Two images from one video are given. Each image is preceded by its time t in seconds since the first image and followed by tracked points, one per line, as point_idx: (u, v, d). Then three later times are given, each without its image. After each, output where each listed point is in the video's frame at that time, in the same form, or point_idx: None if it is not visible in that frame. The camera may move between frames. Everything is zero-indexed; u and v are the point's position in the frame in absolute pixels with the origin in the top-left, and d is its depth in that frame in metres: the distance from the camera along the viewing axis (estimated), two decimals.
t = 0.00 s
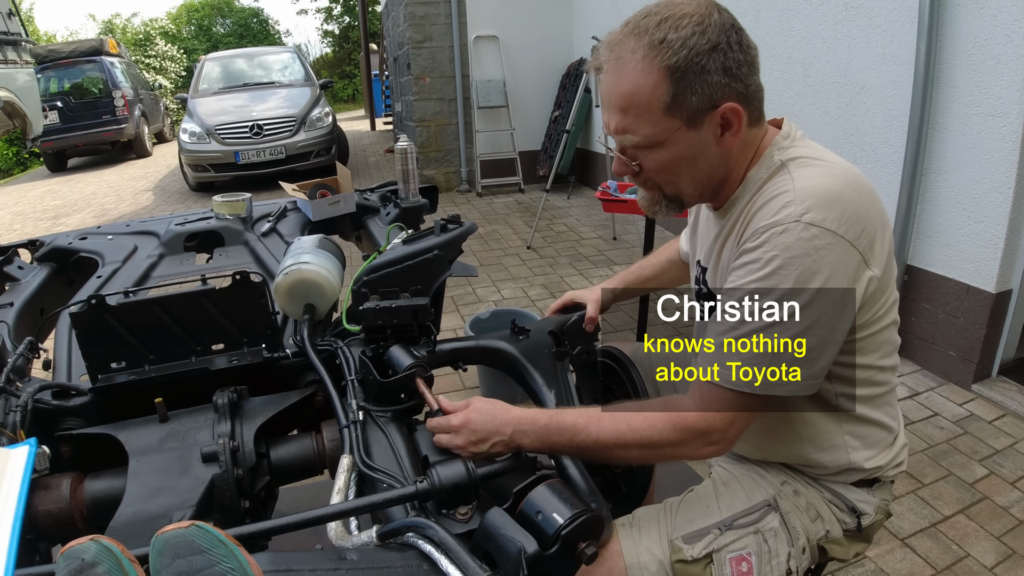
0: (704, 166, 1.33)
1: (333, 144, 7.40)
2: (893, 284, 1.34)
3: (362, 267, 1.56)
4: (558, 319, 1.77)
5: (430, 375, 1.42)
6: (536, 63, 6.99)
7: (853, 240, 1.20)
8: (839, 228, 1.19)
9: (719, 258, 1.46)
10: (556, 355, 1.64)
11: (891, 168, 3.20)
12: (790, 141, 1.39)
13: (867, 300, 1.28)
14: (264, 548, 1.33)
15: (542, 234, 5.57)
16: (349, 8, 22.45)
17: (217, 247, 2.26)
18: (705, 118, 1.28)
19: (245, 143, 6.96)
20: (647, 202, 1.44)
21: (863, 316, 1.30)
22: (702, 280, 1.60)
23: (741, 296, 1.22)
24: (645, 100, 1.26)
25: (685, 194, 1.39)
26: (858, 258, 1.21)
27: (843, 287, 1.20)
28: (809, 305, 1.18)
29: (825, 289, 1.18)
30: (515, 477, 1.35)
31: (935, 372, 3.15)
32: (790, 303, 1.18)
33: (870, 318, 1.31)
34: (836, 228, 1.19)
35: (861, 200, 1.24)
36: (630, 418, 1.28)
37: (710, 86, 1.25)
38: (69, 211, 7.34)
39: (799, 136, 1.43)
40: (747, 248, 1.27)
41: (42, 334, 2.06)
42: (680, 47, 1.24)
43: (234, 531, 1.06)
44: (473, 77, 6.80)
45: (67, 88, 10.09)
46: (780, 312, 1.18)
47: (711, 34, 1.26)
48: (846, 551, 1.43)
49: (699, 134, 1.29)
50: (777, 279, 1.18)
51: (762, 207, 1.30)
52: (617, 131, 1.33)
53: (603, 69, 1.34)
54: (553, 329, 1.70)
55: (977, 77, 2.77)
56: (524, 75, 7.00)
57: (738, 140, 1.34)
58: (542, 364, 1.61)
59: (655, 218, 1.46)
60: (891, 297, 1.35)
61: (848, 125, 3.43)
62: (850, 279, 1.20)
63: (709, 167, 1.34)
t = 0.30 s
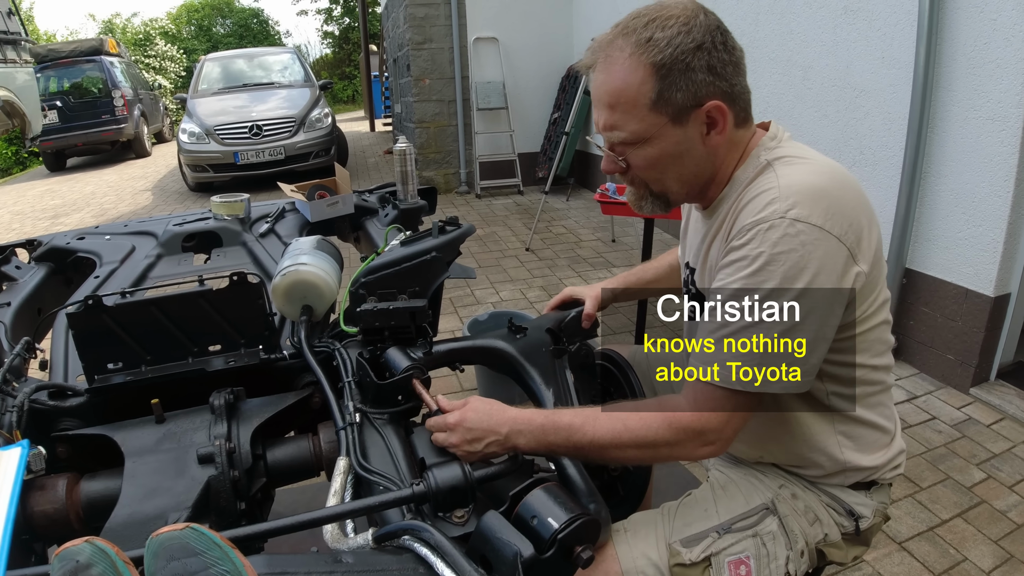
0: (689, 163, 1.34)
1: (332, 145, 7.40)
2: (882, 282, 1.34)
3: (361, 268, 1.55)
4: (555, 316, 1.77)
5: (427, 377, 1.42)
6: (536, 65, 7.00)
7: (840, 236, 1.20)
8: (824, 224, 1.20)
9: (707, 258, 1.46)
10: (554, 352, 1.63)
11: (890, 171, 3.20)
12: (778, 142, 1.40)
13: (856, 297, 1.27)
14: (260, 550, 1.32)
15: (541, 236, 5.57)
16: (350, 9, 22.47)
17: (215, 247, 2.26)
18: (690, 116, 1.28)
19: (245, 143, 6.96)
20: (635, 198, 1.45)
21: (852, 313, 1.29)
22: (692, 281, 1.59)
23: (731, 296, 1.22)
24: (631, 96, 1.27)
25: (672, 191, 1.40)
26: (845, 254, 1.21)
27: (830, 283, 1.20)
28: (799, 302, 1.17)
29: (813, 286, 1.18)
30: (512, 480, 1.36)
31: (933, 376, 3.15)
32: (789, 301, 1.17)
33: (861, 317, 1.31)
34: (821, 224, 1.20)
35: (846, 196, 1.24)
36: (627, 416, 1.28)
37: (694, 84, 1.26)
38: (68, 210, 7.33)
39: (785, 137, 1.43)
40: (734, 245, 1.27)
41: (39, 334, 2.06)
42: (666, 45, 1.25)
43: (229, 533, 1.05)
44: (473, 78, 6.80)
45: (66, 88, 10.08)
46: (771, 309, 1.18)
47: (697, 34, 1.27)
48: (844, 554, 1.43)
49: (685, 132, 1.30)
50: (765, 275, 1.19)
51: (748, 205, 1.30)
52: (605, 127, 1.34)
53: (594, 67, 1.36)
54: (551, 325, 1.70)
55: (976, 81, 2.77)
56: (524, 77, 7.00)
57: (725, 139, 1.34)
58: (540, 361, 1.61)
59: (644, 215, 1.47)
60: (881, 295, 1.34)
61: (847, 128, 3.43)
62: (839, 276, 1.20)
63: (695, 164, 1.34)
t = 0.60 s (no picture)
0: (676, 161, 1.35)
1: (330, 147, 7.40)
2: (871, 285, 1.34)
3: (357, 272, 1.56)
4: (551, 316, 1.78)
5: (424, 380, 1.43)
6: (534, 68, 7.01)
7: (822, 235, 1.21)
8: (806, 221, 1.21)
9: (697, 258, 1.48)
10: (551, 353, 1.65)
11: (887, 175, 3.21)
12: (765, 145, 1.41)
13: (840, 296, 1.28)
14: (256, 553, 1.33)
15: (538, 239, 5.58)
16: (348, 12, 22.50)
17: (212, 250, 2.25)
18: (675, 114, 1.30)
19: (242, 144, 6.96)
20: (626, 198, 1.46)
21: (836, 313, 1.30)
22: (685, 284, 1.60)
23: (714, 293, 1.23)
24: (618, 95, 1.28)
25: (660, 189, 1.40)
26: (829, 252, 1.22)
27: (813, 281, 1.20)
28: (779, 298, 1.18)
29: (794, 282, 1.19)
30: (509, 483, 1.37)
31: (929, 379, 3.16)
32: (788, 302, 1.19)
33: (846, 318, 1.32)
34: (803, 222, 1.21)
35: (830, 196, 1.25)
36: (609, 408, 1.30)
37: (678, 83, 1.27)
38: (65, 212, 7.32)
39: (773, 140, 1.45)
40: (719, 243, 1.28)
41: (35, 336, 2.06)
42: (651, 47, 1.27)
43: (226, 536, 1.05)
44: (471, 81, 6.81)
45: (64, 88, 10.06)
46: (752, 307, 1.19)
47: (680, 36, 1.30)
48: (837, 556, 1.43)
49: (671, 130, 1.31)
50: (746, 271, 1.20)
51: (734, 203, 1.31)
52: (594, 127, 1.35)
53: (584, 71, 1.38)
54: (547, 326, 1.71)
55: (973, 85, 2.79)
56: (522, 80, 7.02)
57: (711, 138, 1.35)
58: (536, 363, 1.62)
59: (634, 214, 1.47)
60: (870, 297, 1.35)
61: (843, 132, 3.45)
62: (821, 273, 1.21)
63: (682, 162, 1.35)
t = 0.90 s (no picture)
0: (635, 157, 1.38)
1: (328, 148, 7.40)
2: (839, 267, 1.34)
3: (356, 272, 1.56)
4: (549, 320, 1.79)
5: (421, 380, 1.43)
6: (531, 70, 7.02)
7: (772, 221, 1.23)
8: (754, 208, 1.22)
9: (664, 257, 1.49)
10: (549, 356, 1.64)
11: (884, 177, 3.22)
12: (725, 146, 1.40)
13: (798, 279, 1.28)
14: (254, 554, 1.32)
15: (536, 241, 5.58)
16: (346, 13, 22.49)
17: (210, 251, 2.25)
18: (632, 112, 1.34)
19: (241, 146, 6.96)
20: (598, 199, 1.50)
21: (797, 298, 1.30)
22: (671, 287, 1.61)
23: (674, 288, 1.25)
24: (579, 97, 1.36)
25: (625, 186, 1.43)
26: (781, 237, 1.24)
27: (767, 267, 1.22)
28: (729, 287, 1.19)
29: (746, 269, 1.20)
30: (506, 483, 1.37)
31: (927, 381, 3.16)
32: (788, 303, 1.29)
33: (811, 302, 1.32)
34: (751, 209, 1.22)
35: (778, 184, 1.27)
36: (596, 402, 1.31)
37: (633, 83, 1.33)
38: (63, 213, 7.32)
39: (736, 141, 1.44)
40: (674, 237, 1.30)
41: (33, 336, 2.05)
42: (611, 54, 1.36)
43: (224, 536, 1.05)
44: (469, 83, 6.82)
45: (62, 89, 10.05)
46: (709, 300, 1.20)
47: (640, 44, 1.37)
48: (833, 554, 1.43)
49: (629, 126, 1.35)
50: (700, 261, 1.21)
51: (689, 194, 1.33)
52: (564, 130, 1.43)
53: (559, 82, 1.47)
54: (545, 329, 1.72)
55: (970, 87, 2.80)
56: (520, 82, 7.03)
57: (672, 137, 1.38)
58: (534, 364, 1.61)
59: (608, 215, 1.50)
60: (836, 282, 1.34)
61: (841, 134, 3.46)
62: (773, 259, 1.22)
63: (644, 160, 1.38)
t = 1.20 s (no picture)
0: (590, 171, 1.47)
1: (328, 147, 7.39)
2: (799, 244, 1.35)
3: (355, 270, 1.56)
4: (550, 319, 1.76)
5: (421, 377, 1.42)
6: (531, 68, 7.01)
7: (724, 205, 1.25)
8: (706, 196, 1.25)
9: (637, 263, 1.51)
10: (546, 356, 1.64)
11: (884, 175, 3.22)
12: (676, 153, 1.44)
13: (758, 260, 1.30)
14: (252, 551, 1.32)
15: (536, 238, 5.57)
16: (346, 11, 22.45)
17: (210, 248, 2.25)
18: (582, 129, 1.46)
19: (241, 144, 6.95)
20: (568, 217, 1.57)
21: (761, 278, 1.31)
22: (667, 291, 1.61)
23: (644, 285, 1.26)
24: (537, 124, 1.50)
25: (585, 200, 1.50)
26: (736, 218, 1.26)
27: (725, 249, 1.23)
28: (691, 273, 1.21)
29: (705, 253, 1.22)
30: (505, 481, 1.37)
31: (927, 378, 3.16)
32: (787, 302, 1.34)
33: (777, 281, 1.33)
34: (702, 196, 1.25)
35: (726, 174, 1.30)
36: (589, 396, 1.30)
37: (581, 105, 1.46)
38: (63, 211, 7.31)
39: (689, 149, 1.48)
40: (637, 237, 1.32)
41: (32, 335, 2.05)
42: (564, 87, 1.51)
43: (222, 534, 1.05)
44: (469, 81, 6.81)
45: (61, 88, 10.04)
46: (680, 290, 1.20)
47: (589, 75, 1.52)
48: (829, 543, 1.42)
49: (582, 143, 1.46)
50: (663, 251, 1.24)
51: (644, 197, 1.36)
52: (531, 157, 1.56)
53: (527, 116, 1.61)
54: (545, 329, 1.70)
55: (969, 84, 2.79)
56: (520, 79, 7.02)
57: (624, 150, 1.46)
58: (533, 363, 1.61)
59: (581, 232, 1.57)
60: (798, 260, 1.35)
61: (840, 131, 3.45)
62: (730, 239, 1.24)
63: (599, 173, 1.47)
